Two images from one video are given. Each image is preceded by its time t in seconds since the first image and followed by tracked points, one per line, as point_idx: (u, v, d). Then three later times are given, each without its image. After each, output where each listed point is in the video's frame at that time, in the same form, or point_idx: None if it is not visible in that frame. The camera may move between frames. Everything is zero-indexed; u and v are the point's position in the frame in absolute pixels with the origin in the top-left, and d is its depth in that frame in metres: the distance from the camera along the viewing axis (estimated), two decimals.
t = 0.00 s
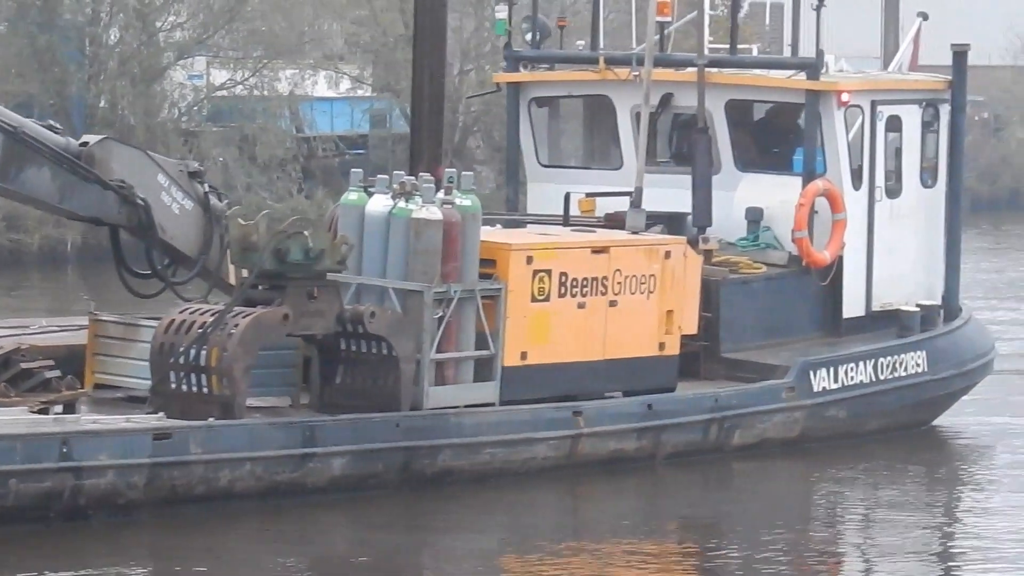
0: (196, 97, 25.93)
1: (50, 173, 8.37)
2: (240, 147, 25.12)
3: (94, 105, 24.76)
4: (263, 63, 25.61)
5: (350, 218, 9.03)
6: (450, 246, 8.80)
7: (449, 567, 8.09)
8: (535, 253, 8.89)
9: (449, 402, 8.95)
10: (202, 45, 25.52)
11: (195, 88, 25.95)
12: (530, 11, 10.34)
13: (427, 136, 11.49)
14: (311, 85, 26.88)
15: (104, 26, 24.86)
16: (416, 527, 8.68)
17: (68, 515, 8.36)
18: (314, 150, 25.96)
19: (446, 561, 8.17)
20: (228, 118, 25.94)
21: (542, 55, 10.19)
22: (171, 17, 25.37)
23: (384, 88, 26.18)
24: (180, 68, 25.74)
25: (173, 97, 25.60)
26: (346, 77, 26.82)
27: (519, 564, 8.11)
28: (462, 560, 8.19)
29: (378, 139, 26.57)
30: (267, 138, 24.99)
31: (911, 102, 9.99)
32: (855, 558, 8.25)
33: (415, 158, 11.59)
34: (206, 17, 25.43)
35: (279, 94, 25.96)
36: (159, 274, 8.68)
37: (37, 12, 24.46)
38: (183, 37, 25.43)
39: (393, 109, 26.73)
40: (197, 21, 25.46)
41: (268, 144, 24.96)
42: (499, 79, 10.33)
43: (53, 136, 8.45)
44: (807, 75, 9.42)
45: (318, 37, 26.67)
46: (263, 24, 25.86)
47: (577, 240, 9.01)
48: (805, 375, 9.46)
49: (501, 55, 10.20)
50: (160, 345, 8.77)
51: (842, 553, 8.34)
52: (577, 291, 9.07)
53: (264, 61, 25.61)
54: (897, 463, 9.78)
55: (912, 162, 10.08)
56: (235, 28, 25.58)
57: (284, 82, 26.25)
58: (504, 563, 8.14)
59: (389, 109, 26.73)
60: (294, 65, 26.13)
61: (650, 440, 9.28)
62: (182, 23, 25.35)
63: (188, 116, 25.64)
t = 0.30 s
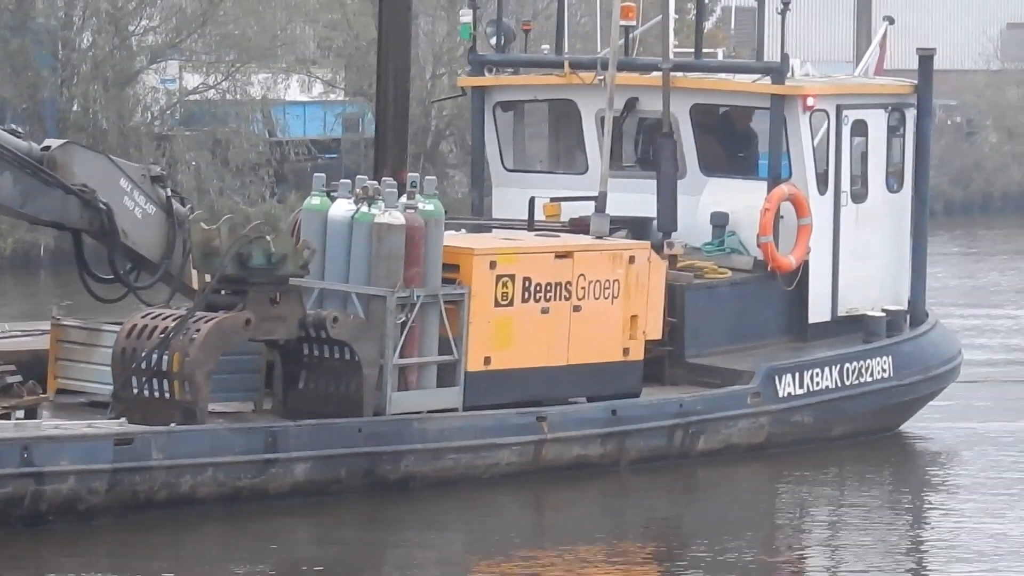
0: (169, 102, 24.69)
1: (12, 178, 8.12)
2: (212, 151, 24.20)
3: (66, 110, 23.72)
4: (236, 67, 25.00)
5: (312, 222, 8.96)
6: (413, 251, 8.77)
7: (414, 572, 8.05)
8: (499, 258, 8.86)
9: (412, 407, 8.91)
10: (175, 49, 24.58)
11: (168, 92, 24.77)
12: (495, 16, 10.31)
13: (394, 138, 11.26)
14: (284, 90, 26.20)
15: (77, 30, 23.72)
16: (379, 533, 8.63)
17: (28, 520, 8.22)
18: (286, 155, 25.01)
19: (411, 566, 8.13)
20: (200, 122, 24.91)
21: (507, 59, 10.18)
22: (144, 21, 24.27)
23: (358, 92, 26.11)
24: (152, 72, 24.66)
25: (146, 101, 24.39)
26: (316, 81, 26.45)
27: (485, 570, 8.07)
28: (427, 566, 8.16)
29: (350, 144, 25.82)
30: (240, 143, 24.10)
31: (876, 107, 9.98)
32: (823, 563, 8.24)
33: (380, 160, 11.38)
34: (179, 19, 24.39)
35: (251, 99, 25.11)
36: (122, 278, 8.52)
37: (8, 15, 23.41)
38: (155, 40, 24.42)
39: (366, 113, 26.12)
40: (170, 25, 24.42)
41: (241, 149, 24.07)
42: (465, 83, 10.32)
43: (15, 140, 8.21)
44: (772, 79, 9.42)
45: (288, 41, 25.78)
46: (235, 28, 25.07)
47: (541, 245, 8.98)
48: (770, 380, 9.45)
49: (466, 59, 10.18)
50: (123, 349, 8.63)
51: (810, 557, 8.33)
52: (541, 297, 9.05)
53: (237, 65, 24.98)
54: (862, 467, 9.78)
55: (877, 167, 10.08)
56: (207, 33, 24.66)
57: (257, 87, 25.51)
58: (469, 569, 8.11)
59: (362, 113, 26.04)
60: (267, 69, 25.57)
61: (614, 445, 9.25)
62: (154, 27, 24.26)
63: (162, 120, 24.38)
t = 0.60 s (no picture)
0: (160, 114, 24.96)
1: None
2: (205, 163, 24.55)
3: (58, 122, 23.92)
4: (228, 80, 24.97)
5: (292, 234, 8.94)
6: (393, 263, 8.74)
7: None
8: (480, 270, 8.84)
9: (393, 420, 8.87)
10: (166, 62, 24.60)
11: (160, 105, 24.97)
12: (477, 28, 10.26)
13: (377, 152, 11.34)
14: (276, 101, 26.42)
15: (70, 41, 23.76)
16: (360, 546, 8.59)
17: (7, 534, 8.13)
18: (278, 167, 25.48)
19: None
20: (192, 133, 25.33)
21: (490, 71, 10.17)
22: (137, 33, 24.23)
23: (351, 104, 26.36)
24: (143, 84, 24.73)
25: (138, 114, 24.61)
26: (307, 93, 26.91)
27: None
28: None
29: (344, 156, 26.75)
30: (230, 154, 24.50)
31: (859, 119, 9.98)
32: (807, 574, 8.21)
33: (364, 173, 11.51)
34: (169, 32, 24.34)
35: (243, 109, 25.46)
36: (102, 291, 8.47)
37: None
38: (147, 52, 24.43)
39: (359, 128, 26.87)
40: (161, 37, 24.40)
41: (233, 160, 24.43)
42: (447, 95, 10.36)
43: None
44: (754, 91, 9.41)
45: (281, 52, 26.17)
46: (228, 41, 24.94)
47: (523, 257, 8.96)
48: (753, 392, 9.41)
49: (449, 71, 10.17)
50: (102, 363, 8.56)
51: (794, 568, 8.31)
52: (522, 309, 9.03)
53: (229, 78, 24.95)
54: (846, 480, 9.76)
55: (860, 178, 10.07)
56: (199, 46, 24.68)
57: (249, 98, 25.55)
58: None
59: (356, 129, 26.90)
60: (258, 80, 25.52)
61: (597, 457, 9.21)
62: (146, 39, 24.26)
63: (152, 131, 24.55)
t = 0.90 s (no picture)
0: (157, 123, 24.86)
1: None
2: (201, 172, 24.33)
3: (54, 131, 23.83)
4: (224, 89, 24.87)
5: (279, 243, 8.90)
6: (380, 271, 8.72)
7: None
8: (467, 279, 8.82)
9: (380, 429, 8.84)
10: (163, 71, 24.48)
11: (157, 114, 24.85)
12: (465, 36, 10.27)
13: (365, 161, 11.36)
14: (273, 109, 26.43)
15: (66, 50, 23.68)
16: (347, 555, 8.57)
17: None
18: (274, 176, 25.32)
19: None
20: (188, 143, 24.87)
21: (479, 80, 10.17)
22: (132, 41, 24.24)
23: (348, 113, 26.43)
24: (140, 93, 24.64)
25: (135, 123, 24.52)
26: (304, 101, 26.77)
27: None
28: None
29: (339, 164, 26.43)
30: (228, 162, 24.28)
31: (848, 126, 9.99)
32: None
33: (353, 182, 11.46)
34: (166, 40, 24.34)
35: (240, 118, 25.25)
36: (88, 299, 8.46)
37: None
38: (144, 62, 24.35)
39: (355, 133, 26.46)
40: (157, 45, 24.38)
41: (230, 168, 24.24)
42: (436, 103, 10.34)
43: None
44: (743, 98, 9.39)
45: (276, 61, 25.76)
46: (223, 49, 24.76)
47: (511, 266, 8.95)
48: (742, 401, 9.39)
49: (438, 79, 10.17)
50: (88, 372, 8.57)
51: None
52: (510, 317, 9.01)
53: (225, 87, 24.86)
54: (837, 488, 9.74)
55: (851, 185, 10.06)
56: (194, 54, 24.67)
57: (246, 107, 25.50)
58: None
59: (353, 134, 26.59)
60: (254, 89, 25.40)
61: (585, 465, 9.18)
62: (142, 48, 24.25)
63: (150, 141, 24.49)
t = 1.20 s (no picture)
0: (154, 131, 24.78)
1: None
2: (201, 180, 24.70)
3: (50, 140, 23.73)
4: (222, 97, 24.77)
5: (265, 251, 8.88)
6: (366, 280, 8.70)
7: None
8: (453, 286, 8.80)
9: (366, 438, 8.80)
10: (160, 79, 24.40)
11: (155, 122, 24.92)
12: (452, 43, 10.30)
13: (353, 173, 11.16)
14: (270, 118, 26.19)
15: (62, 59, 23.57)
16: (334, 564, 8.53)
17: None
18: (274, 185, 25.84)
19: None
20: (186, 151, 24.98)
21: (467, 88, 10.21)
22: (128, 50, 24.04)
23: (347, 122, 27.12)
24: (137, 102, 24.68)
25: (132, 132, 24.42)
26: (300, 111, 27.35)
27: None
28: None
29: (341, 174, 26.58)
30: (226, 170, 24.62)
31: (836, 132, 9.98)
32: None
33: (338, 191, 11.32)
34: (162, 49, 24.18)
35: (236, 127, 25.28)
36: (74, 309, 8.47)
37: None
38: (140, 70, 24.22)
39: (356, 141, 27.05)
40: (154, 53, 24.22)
41: (229, 176, 24.52)
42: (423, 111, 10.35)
43: None
44: (731, 106, 9.40)
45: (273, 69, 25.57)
46: (221, 59, 24.67)
47: (497, 274, 8.93)
48: (730, 408, 9.35)
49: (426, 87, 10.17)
50: (73, 382, 8.58)
51: None
52: (497, 325, 8.98)
53: (223, 95, 24.74)
54: (826, 496, 9.71)
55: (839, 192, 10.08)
56: (192, 63, 24.47)
57: (243, 116, 25.40)
58: None
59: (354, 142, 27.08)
60: (253, 99, 25.31)
61: (573, 474, 9.15)
62: (139, 57, 24.07)
63: (148, 149, 24.45)
